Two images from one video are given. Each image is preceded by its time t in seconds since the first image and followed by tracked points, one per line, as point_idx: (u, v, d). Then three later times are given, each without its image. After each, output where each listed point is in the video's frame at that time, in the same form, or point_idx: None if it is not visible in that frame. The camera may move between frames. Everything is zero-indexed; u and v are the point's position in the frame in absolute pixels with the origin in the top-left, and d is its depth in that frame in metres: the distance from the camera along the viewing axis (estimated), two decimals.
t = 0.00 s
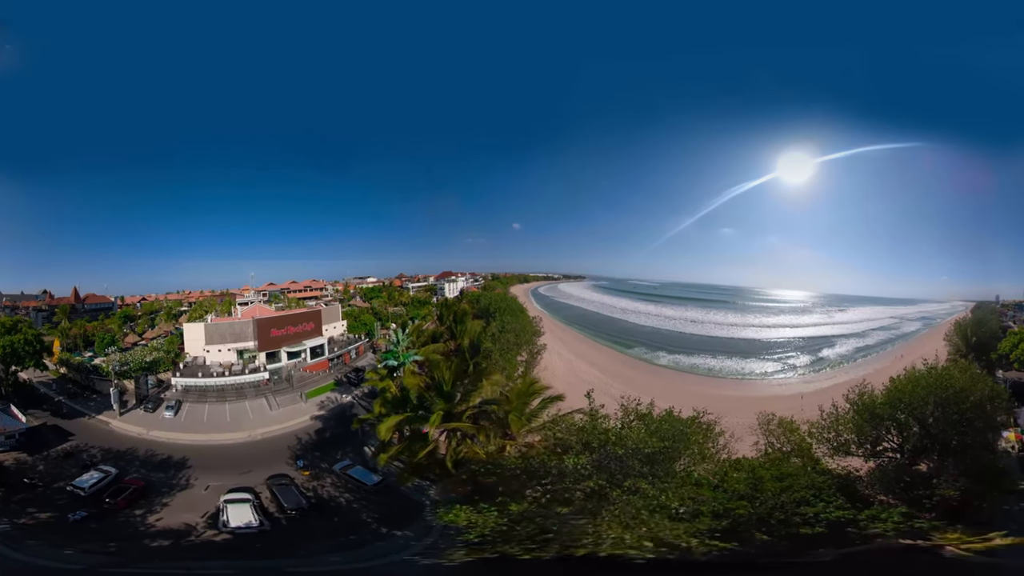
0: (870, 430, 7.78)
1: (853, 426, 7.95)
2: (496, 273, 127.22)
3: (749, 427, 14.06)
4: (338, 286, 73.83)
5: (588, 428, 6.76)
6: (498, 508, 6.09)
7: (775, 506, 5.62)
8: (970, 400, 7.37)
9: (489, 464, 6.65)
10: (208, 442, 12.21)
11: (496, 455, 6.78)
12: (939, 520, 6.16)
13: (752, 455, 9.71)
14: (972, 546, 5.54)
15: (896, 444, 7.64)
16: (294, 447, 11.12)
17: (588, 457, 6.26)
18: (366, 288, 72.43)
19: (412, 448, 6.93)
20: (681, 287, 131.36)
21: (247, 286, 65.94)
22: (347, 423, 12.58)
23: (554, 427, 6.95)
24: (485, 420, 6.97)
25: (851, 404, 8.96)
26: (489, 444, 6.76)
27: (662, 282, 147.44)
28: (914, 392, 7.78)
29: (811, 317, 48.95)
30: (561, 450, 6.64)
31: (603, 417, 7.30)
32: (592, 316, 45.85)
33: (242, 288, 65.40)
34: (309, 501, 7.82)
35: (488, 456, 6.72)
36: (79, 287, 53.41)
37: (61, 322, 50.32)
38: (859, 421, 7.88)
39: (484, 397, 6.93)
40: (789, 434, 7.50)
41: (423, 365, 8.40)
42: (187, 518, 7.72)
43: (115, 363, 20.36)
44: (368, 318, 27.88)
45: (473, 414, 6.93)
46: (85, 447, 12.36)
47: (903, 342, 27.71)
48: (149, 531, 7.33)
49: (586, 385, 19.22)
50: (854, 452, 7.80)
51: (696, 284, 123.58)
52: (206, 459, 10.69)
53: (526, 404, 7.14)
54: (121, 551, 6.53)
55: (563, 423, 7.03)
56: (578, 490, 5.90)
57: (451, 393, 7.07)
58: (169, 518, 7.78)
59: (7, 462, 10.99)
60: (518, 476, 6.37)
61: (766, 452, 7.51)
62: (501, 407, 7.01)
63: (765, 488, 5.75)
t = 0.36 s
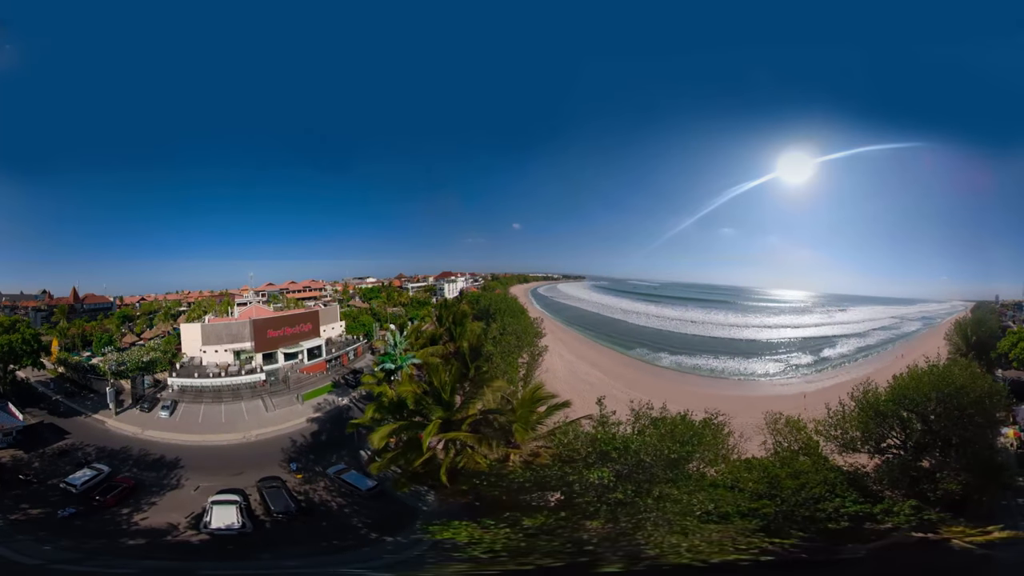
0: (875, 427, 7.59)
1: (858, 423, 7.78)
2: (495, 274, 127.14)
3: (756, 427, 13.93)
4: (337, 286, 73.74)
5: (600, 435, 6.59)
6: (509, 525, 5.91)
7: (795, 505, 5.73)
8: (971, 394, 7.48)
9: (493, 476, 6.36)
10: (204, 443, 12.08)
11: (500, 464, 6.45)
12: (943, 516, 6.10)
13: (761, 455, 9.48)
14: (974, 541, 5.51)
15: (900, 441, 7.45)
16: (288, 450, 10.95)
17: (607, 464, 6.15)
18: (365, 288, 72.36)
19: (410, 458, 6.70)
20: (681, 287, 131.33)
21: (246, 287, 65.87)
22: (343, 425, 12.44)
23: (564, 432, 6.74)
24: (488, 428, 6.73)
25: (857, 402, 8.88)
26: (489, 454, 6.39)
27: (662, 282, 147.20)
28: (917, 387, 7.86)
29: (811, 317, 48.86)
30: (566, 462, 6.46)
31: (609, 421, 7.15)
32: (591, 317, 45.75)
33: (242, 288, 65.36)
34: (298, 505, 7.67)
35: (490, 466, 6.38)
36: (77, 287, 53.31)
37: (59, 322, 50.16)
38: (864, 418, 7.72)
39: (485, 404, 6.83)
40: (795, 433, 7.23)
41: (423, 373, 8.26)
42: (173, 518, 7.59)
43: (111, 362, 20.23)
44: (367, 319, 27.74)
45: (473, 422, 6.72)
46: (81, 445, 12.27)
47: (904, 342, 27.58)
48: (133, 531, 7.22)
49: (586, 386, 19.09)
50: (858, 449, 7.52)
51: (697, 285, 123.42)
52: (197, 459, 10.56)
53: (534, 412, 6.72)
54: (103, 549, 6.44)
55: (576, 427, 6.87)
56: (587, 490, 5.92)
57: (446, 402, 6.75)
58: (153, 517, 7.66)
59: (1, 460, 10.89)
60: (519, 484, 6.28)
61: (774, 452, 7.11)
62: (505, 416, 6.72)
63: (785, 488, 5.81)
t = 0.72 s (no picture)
0: (878, 425, 7.40)
1: (859, 421, 7.62)
2: (496, 274, 127.11)
3: (763, 427, 13.80)
4: (337, 287, 73.64)
5: (611, 439, 6.46)
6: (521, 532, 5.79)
7: (813, 501, 5.66)
8: (972, 391, 7.42)
9: (498, 487, 6.23)
10: (200, 443, 11.98)
11: (503, 473, 6.41)
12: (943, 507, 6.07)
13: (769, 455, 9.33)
14: (977, 537, 5.52)
15: (902, 439, 7.33)
16: (282, 452, 10.83)
17: (619, 457, 6.13)
18: (365, 288, 72.26)
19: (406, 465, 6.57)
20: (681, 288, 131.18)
21: (246, 288, 65.85)
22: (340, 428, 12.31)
23: (572, 440, 6.61)
24: (492, 438, 6.67)
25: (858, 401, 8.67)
26: (490, 462, 6.32)
27: (663, 283, 147.17)
28: (919, 385, 7.68)
29: (811, 317, 48.80)
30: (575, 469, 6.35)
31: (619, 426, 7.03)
32: (591, 317, 45.62)
33: (241, 289, 65.19)
34: (286, 508, 7.58)
35: (492, 477, 6.33)
36: (75, 287, 53.25)
37: (57, 322, 49.95)
38: (868, 416, 7.54)
39: (486, 412, 6.72)
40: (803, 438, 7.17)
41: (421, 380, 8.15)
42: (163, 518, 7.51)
43: (108, 362, 20.15)
44: (366, 320, 27.59)
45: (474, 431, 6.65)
46: (75, 443, 12.17)
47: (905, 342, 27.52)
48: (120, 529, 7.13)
49: (587, 388, 18.96)
50: (861, 446, 7.37)
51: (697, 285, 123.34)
52: (190, 459, 10.47)
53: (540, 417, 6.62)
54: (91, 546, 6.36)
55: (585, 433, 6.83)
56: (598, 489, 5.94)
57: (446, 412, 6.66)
58: (139, 516, 7.59)
59: None
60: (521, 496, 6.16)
61: (780, 449, 7.10)
62: (509, 425, 6.61)
63: (799, 485, 5.75)
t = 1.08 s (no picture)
0: (880, 421, 6.68)
1: (860, 419, 6.86)
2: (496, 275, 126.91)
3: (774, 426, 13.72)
4: (337, 288, 73.49)
5: (627, 447, 6.76)
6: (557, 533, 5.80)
7: (831, 497, 6.02)
8: (972, 388, 6.51)
9: (507, 503, 6.14)
10: (195, 444, 11.93)
11: (511, 486, 6.35)
12: (937, 500, 5.93)
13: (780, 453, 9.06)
14: (978, 528, 5.82)
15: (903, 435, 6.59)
16: (276, 455, 10.76)
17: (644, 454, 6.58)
18: (365, 288, 72.11)
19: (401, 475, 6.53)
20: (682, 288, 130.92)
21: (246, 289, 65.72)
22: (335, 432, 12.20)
23: (583, 448, 6.73)
24: (496, 450, 6.77)
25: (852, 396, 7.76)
26: (499, 473, 6.42)
27: (663, 283, 146.92)
28: (920, 379, 6.75)
29: (811, 318, 48.65)
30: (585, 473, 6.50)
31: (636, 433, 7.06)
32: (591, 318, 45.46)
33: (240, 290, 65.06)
34: (272, 512, 7.49)
35: (495, 489, 6.31)
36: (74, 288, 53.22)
37: (55, 322, 49.82)
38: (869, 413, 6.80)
39: (489, 423, 6.90)
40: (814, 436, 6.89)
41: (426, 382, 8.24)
42: (147, 517, 7.17)
43: (103, 363, 20.11)
44: (364, 321, 27.48)
45: (476, 444, 6.75)
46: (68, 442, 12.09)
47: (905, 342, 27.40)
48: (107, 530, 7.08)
49: (587, 390, 18.72)
50: (865, 446, 6.65)
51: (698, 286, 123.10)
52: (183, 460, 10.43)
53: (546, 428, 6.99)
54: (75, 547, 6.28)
55: (599, 437, 6.98)
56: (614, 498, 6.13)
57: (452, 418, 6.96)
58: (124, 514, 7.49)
59: None
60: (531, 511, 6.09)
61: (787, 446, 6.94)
62: (514, 438, 6.85)
63: (816, 481, 6.09)
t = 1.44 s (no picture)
0: (883, 419, 6.93)
1: (864, 416, 7.13)
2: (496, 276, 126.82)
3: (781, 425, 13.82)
4: (337, 288, 73.46)
5: (642, 453, 6.66)
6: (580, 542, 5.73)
7: (846, 490, 6.11)
8: (972, 385, 6.86)
9: (520, 517, 5.98)
10: (188, 446, 11.86)
11: (521, 495, 6.22)
12: (936, 492, 6.05)
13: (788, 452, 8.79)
14: (977, 520, 5.80)
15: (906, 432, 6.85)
16: (269, 458, 10.71)
17: (659, 456, 6.52)
18: (364, 289, 71.97)
19: (394, 484, 6.25)
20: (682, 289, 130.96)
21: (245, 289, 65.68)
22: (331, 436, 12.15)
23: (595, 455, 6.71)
24: (500, 461, 6.69)
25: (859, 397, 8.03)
26: (506, 481, 6.35)
27: (663, 283, 146.85)
28: (922, 378, 7.04)
29: (811, 319, 48.60)
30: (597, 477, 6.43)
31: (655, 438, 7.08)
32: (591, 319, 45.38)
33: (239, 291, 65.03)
34: (257, 514, 7.45)
35: (499, 499, 6.14)
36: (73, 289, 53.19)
37: (53, 322, 49.76)
38: (873, 410, 7.04)
39: (492, 432, 6.77)
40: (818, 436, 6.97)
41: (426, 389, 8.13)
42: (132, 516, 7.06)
43: (100, 363, 20.05)
44: (362, 323, 27.35)
45: (481, 457, 6.66)
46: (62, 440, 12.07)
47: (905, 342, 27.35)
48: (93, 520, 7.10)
49: (590, 392, 18.73)
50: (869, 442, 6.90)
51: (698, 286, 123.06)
52: (174, 460, 10.39)
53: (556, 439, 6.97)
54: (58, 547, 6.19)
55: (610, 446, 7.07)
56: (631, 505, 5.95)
57: (458, 420, 7.19)
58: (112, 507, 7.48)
59: None
60: (537, 516, 6.06)
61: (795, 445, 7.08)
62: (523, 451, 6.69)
63: (830, 475, 6.21)
